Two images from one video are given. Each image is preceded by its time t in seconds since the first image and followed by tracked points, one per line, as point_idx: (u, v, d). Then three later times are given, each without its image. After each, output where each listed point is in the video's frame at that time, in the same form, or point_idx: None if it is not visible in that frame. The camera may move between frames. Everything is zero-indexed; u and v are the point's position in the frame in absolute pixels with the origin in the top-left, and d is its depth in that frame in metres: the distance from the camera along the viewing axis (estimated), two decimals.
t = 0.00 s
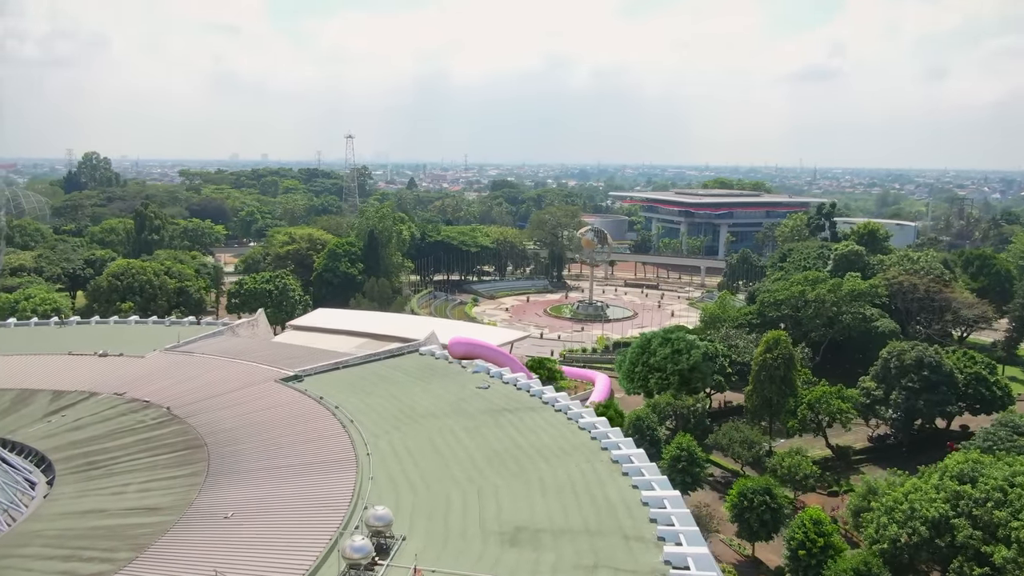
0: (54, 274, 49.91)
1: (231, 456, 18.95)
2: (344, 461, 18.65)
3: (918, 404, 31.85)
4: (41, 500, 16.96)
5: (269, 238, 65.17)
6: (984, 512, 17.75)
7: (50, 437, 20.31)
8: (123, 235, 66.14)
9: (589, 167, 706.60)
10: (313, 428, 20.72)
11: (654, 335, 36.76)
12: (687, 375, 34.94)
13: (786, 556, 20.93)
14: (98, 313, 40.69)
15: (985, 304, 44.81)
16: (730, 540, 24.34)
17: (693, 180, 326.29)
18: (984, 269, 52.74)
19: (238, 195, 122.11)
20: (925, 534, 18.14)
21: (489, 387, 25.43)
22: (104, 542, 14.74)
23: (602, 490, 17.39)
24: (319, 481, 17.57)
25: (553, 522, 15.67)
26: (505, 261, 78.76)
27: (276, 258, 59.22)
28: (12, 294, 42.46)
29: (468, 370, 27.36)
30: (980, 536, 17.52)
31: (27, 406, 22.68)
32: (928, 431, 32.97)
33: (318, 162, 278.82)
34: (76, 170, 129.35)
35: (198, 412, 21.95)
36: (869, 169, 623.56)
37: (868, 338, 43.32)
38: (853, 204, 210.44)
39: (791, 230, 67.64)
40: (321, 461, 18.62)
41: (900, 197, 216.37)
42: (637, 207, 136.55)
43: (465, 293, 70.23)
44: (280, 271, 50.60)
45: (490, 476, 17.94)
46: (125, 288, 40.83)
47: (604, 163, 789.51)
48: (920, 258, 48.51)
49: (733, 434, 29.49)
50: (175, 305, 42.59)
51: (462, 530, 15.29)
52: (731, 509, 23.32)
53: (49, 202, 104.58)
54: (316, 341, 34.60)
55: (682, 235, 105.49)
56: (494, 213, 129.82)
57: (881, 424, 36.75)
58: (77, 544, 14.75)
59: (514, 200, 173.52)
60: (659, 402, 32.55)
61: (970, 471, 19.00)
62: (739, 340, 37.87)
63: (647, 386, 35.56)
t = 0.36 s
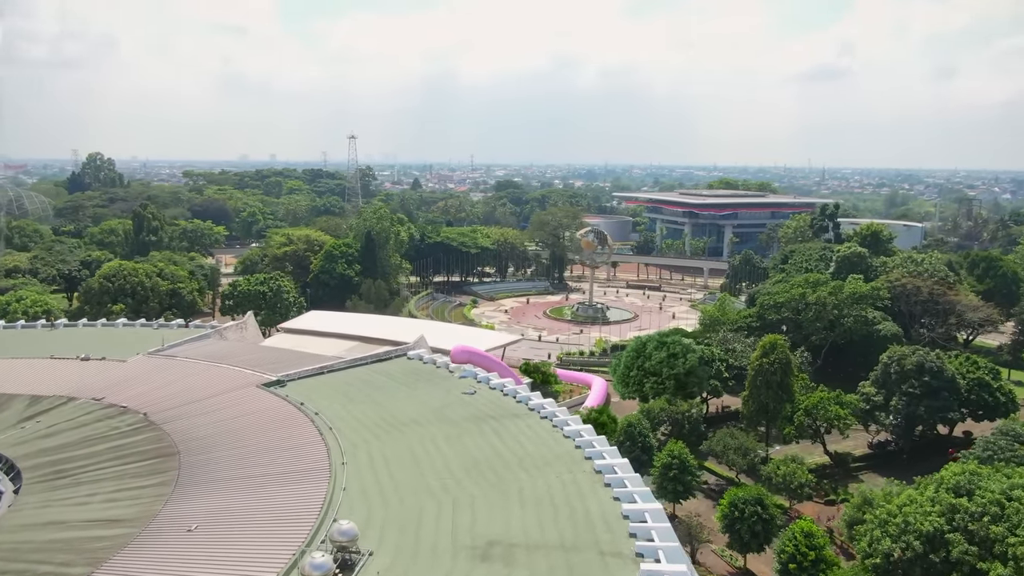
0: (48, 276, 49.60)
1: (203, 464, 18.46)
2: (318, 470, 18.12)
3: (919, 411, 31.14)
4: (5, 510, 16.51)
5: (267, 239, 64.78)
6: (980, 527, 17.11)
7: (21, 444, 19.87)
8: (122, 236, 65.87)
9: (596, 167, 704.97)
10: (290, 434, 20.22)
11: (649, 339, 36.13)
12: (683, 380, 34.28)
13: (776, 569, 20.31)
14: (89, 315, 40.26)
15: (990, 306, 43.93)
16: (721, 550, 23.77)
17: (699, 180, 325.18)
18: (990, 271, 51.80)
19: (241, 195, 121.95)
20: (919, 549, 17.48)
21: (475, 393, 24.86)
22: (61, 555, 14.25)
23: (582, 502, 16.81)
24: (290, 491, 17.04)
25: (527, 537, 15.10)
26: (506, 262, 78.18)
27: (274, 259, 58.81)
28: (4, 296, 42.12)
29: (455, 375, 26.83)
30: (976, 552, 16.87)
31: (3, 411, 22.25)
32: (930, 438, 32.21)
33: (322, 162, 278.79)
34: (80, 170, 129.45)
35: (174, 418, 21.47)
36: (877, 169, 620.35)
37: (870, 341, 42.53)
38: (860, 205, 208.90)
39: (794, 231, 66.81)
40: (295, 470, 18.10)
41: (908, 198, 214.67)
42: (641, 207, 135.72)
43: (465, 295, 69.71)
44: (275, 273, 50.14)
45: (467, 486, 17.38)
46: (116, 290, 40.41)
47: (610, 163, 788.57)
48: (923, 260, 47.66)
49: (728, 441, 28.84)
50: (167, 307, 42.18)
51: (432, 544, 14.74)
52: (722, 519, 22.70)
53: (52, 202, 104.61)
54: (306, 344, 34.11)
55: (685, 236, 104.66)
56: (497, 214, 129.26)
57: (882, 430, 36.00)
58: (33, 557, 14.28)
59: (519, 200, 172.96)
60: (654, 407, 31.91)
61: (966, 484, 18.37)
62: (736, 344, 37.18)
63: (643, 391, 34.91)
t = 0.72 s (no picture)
0: (44, 277, 49.35)
1: (174, 473, 17.97)
2: (291, 480, 17.57)
3: (921, 417, 30.34)
4: None
5: (267, 240, 64.44)
6: (977, 543, 16.44)
7: None
8: (121, 236, 65.67)
9: (603, 167, 703.20)
10: (267, 442, 19.70)
11: (646, 342, 35.50)
12: (680, 385, 33.62)
13: None
14: (80, 317, 39.89)
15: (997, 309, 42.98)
16: (713, 562, 23.13)
17: (707, 180, 323.90)
18: (997, 273, 50.85)
19: (245, 196, 121.89)
20: (914, 565, 16.80)
21: (461, 399, 24.29)
22: (17, 570, 13.78)
23: (561, 515, 16.22)
24: (260, 502, 16.49)
25: (501, 553, 14.51)
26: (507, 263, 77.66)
27: (272, 260, 58.41)
28: None
29: (443, 381, 26.26)
30: (973, 570, 16.19)
31: None
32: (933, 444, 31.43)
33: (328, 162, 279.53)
34: (85, 171, 129.70)
35: (150, 425, 21.00)
36: (887, 169, 616.41)
37: (873, 344, 41.72)
38: (869, 205, 207.37)
39: (798, 232, 65.98)
40: (267, 480, 17.56)
41: (917, 198, 212.87)
42: (647, 207, 135.00)
43: (465, 296, 69.21)
44: (271, 274, 49.73)
45: (443, 498, 16.80)
46: (109, 291, 40.04)
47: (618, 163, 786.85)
48: (929, 261, 46.76)
49: (724, 448, 28.16)
50: (160, 309, 41.82)
51: (401, 559, 14.16)
52: (713, 530, 22.05)
53: (56, 202, 104.70)
54: (296, 347, 33.64)
55: (690, 237, 103.86)
56: (501, 215, 128.75)
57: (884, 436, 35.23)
58: None
59: (524, 200, 172.47)
60: (649, 412, 31.26)
61: (964, 497, 17.71)
62: (735, 348, 36.48)
63: (639, 396, 34.23)
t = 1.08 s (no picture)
0: (42, 278, 49.12)
1: (147, 482, 17.48)
2: (266, 489, 17.06)
3: (925, 425, 29.50)
4: None
5: (267, 241, 64.11)
6: (976, 562, 15.76)
7: None
8: (122, 237, 65.51)
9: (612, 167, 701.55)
10: (245, 450, 19.21)
11: (643, 346, 34.83)
12: (678, 390, 32.97)
13: None
14: (74, 319, 39.53)
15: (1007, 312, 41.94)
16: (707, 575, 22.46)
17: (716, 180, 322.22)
18: (1007, 276, 49.81)
19: (250, 197, 121.83)
20: None
21: (449, 405, 23.73)
22: None
23: (541, 530, 15.61)
24: (231, 512, 15.97)
25: (475, 570, 13.93)
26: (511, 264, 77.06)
27: (272, 261, 58.03)
28: None
29: (432, 386, 25.70)
30: None
31: None
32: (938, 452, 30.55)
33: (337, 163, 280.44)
34: (92, 171, 130.05)
35: (128, 432, 20.54)
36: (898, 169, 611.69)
37: (878, 348, 40.87)
38: (879, 206, 205.45)
39: (805, 233, 65.09)
40: (241, 490, 17.05)
41: (928, 198, 210.72)
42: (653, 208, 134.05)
43: (467, 298, 68.72)
44: (269, 276, 49.35)
45: (419, 511, 16.22)
46: (103, 293, 39.74)
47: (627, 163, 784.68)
48: (936, 263, 45.83)
49: (721, 455, 27.46)
50: (155, 311, 41.49)
51: None
52: (706, 542, 21.38)
53: (62, 202, 104.95)
54: (288, 352, 33.17)
55: (697, 237, 102.91)
56: (507, 215, 128.10)
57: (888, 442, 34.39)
58: None
59: (531, 201, 171.76)
60: (645, 418, 30.59)
61: (964, 512, 17.02)
62: (735, 352, 35.71)
63: (636, 401, 33.52)
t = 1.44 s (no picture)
0: (40, 279, 48.91)
1: (118, 492, 16.99)
2: (238, 501, 16.53)
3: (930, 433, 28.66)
4: None
5: (268, 241, 63.77)
6: None
7: None
8: (124, 238, 65.31)
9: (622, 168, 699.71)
10: (222, 459, 18.70)
11: (642, 350, 34.13)
12: (677, 395, 32.26)
13: None
14: (69, 321, 39.27)
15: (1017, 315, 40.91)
16: None
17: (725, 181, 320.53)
18: (1019, 278, 48.75)
19: (256, 197, 121.73)
20: None
21: (436, 411, 23.14)
22: None
23: (519, 545, 15.02)
24: (200, 525, 15.44)
25: None
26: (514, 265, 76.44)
27: (272, 262, 57.71)
28: None
29: (421, 392, 25.13)
30: None
31: None
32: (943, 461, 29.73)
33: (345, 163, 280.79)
34: (100, 172, 130.36)
35: (105, 439, 20.07)
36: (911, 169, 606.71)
37: (885, 353, 40.00)
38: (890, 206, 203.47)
39: (811, 235, 64.20)
40: (213, 501, 16.52)
41: (941, 198, 208.46)
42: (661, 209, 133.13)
43: (470, 299, 68.17)
44: (267, 278, 49.00)
45: (394, 525, 15.66)
46: (97, 295, 39.43)
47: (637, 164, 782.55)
48: (945, 265, 44.85)
49: (718, 464, 26.73)
50: (150, 313, 41.14)
51: None
52: (699, 555, 20.70)
53: (70, 203, 105.23)
54: (280, 355, 32.70)
55: (704, 238, 101.96)
56: (514, 216, 127.42)
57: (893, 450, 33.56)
58: None
59: (538, 201, 171.04)
60: (642, 424, 29.90)
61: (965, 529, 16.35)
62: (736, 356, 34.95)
63: (634, 406, 32.83)
